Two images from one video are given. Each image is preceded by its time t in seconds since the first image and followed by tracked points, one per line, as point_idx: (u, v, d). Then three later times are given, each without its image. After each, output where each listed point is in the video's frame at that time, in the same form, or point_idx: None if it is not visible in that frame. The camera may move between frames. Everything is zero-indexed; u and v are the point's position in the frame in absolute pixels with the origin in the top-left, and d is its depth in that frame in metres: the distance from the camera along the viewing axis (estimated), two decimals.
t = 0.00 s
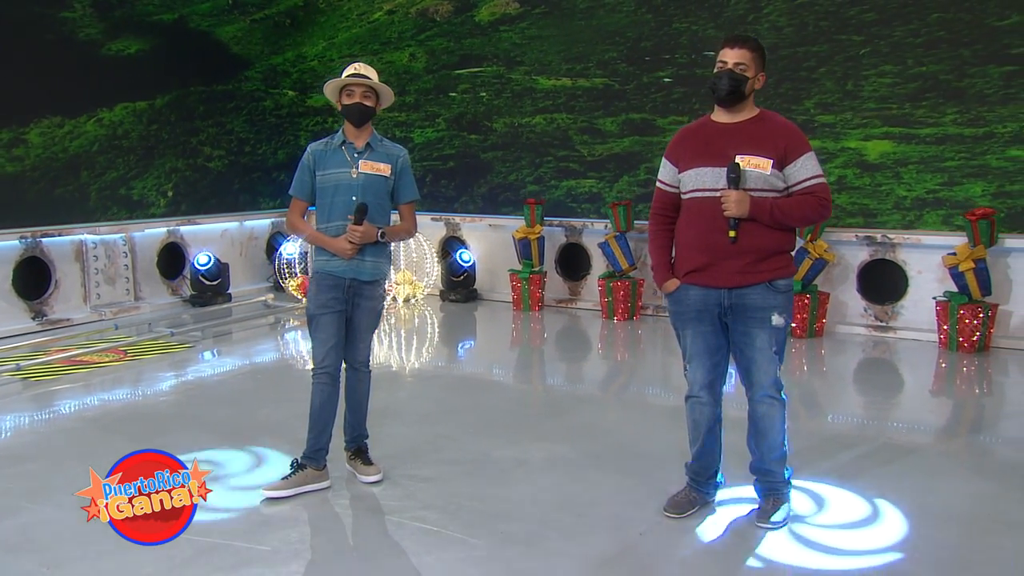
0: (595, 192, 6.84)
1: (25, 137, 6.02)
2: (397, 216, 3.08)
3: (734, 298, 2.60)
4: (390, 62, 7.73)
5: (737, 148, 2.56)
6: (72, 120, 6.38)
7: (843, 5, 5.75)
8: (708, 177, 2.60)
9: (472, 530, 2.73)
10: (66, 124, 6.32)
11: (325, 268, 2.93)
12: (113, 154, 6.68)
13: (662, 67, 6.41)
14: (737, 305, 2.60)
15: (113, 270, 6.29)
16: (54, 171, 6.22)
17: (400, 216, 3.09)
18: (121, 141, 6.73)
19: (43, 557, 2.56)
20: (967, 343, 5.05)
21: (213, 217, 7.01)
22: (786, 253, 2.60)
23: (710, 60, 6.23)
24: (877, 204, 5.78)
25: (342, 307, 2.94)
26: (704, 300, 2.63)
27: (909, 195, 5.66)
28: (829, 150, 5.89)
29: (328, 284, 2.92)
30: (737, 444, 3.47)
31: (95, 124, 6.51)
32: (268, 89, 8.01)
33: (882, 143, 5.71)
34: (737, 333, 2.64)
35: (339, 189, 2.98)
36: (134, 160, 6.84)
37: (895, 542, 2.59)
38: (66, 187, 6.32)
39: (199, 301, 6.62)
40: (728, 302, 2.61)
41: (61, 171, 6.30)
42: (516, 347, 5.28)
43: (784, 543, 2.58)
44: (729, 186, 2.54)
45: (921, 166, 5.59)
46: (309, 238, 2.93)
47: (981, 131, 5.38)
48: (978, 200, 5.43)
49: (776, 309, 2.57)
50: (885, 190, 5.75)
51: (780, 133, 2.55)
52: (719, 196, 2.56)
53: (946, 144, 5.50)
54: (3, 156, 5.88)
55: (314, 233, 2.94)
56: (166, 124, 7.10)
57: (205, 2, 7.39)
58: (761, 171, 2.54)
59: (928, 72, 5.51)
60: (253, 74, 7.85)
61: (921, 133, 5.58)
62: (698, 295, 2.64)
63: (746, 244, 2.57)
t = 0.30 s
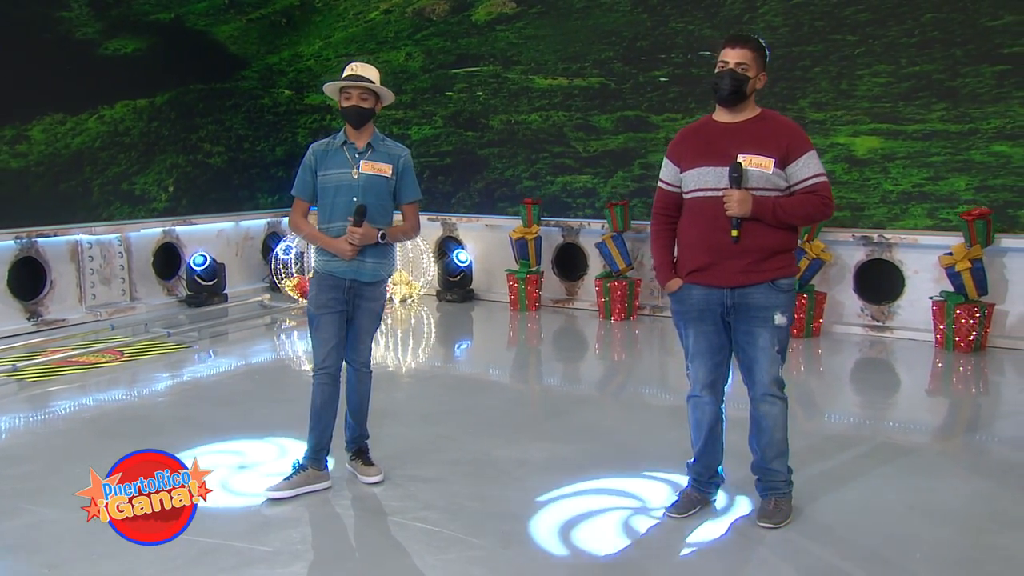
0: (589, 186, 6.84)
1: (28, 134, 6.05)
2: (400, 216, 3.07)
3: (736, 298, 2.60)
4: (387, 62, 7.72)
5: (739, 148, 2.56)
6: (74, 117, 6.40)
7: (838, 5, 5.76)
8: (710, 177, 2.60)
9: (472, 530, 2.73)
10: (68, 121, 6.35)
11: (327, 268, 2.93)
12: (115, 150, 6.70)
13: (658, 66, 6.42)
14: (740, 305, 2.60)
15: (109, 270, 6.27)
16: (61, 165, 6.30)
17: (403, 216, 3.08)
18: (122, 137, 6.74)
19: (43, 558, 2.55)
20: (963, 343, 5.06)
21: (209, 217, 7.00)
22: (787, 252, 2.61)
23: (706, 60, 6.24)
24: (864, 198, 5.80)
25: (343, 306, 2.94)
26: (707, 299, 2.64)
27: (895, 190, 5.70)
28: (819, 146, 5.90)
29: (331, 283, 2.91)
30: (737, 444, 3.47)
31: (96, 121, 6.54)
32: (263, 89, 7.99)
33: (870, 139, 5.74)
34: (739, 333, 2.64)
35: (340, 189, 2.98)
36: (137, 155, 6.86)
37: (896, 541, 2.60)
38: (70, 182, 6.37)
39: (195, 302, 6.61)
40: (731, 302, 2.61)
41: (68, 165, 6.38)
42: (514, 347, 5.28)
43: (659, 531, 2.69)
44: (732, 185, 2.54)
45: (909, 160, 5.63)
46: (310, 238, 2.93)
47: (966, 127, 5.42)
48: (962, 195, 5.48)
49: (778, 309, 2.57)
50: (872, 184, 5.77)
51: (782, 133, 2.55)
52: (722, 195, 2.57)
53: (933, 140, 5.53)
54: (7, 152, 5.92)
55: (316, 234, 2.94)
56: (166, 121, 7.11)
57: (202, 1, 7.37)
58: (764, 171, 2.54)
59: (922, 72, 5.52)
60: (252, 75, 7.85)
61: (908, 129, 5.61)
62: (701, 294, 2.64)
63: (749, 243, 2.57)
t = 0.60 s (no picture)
0: (584, 181, 6.86)
1: (31, 131, 6.05)
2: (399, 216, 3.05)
3: (741, 298, 2.61)
4: (384, 61, 7.71)
5: (743, 148, 2.57)
6: (75, 114, 6.41)
7: (832, 5, 5.77)
8: (713, 178, 2.61)
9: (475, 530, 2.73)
10: (70, 118, 6.35)
11: (325, 269, 2.92)
12: (116, 146, 6.70)
13: (653, 66, 6.43)
14: (745, 305, 2.61)
15: (104, 270, 6.25)
16: (63, 161, 6.29)
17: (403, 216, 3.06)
18: (123, 134, 6.74)
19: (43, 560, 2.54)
20: (960, 342, 5.08)
21: (205, 217, 6.99)
22: (792, 253, 2.61)
23: (701, 60, 6.24)
24: (850, 192, 5.85)
25: (340, 307, 2.94)
26: (712, 300, 2.64)
27: (881, 184, 5.74)
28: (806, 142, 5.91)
29: (329, 284, 2.91)
30: (738, 444, 3.48)
31: (98, 118, 6.55)
32: (259, 88, 7.98)
33: (858, 133, 5.76)
34: (745, 332, 2.65)
35: (337, 190, 2.97)
36: (138, 151, 6.87)
37: (898, 539, 2.61)
38: (75, 177, 6.39)
39: (191, 302, 6.60)
40: (736, 302, 2.62)
41: (69, 162, 6.37)
42: (510, 347, 5.28)
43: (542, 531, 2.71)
44: (735, 186, 2.55)
45: (897, 156, 5.66)
46: (308, 239, 2.94)
47: (953, 124, 5.46)
48: (947, 190, 5.54)
49: (784, 309, 2.58)
50: (858, 178, 5.81)
51: (785, 132, 2.55)
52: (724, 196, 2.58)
53: (917, 137, 5.58)
54: (10, 149, 5.92)
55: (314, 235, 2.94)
56: (166, 119, 7.11)
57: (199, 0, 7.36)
58: (766, 170, 2.55)
59: (915, 72, 5.54)
60: (249, 75, 7.84)
61: (894, 125, 5.65)
62: (706, 294, 2.65)
63: (753, 243, 2.58)
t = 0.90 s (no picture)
0: (578, 177, 6.89)
1: (32, 128, 6.07)
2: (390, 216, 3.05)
3: (744, 298, 2.62)
4: (379, 61, 7.69)
5: (745, 149, 2.58)
6: (75, 111, 6.43)
7: (826, 5, 5.78)
8: (716, 179, 2.61)
9: (476, 530, 2.73)
10: (71, 115, 6.39)
11: (317, 270, 2.94)
12: (118, 143, 6.76)
13: (649, 65, 6.43)
14: (748, 305, 2.62)
15: (99, 271, 6.22)
16: (64, 157, 6.34)
17: (394, 216, 3.06)
18: (124, 131, 6.79)
19: (42, 562, 2.53)
20: (955, 341, 5.10)
21: (200, 217, 6.96)
22: (793, 252, 2.62)
23: (695, 59, 6.25)
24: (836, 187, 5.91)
25: (330, 307, 2.95)
26: (715, 299, 2.65)
27: (869, 178, 5.80)
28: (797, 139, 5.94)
29: (320, 286, 2.93)
30: (736, 443, 3.48)
31: (97, 115, 6.57)
32: (252, 87, 7.97)
33: (843, 133, 5.84)
34: (747, 332, 2.66)
35: (326, 190, 2.98)
36: (138, 148, 6.91)
37: (897, 538, 2.62)
38: (77, 171, 6.46)
39: (186, 302, 6.59)
40: (739, 302, 2.63)
41: (72, 156, 6.44)
42: (506, 347, 5.28)
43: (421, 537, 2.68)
44: (737, 187, 2.55)
45: (882, 152, 5.73)
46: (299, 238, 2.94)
47: (936, 121, 5.52)
48: (930, 186, 5.60)
49: (786, 309, 2.59)
50: (845, 174, 5.88)
51: (787, 132, 2.56)
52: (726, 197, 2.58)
53: (903, 133, 5.64)
54: (13, 145, 5.93)
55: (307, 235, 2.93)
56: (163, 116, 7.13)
57: None
58: (768, 171, 2.56)
59: (907, 72, 5.57)
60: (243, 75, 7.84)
61: (881, 122, 5.69)
62: (709, 293, 2.66)
63: (755, 243, 2.58)
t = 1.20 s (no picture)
0: (569, 173, 6.91)
1: (30, 125, 6.15)
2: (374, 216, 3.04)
3: (741, 297, 2.63)
4: (372, 60, 7.68)
5: (744, 149, 2.58)
6: (73, 109, 6.50)
7: (816, 5, 5.80)
8: (715, 180, 2.62)
9: (474, 531, 2.72)
10: (67, 112, 6.44)
11: (299, 273, 2.91)
12: (114, 139, 6.83)
13: (641, 65, 6.44)
14: (745, 304, 2.63)
15: (90, 272, 6.20)
16: (62, 154, 6.41)
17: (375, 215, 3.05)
18: (121, 128, 6.85)
19: (38, 564, 2.52)
20: (946, 342, 5.13)
21: (191, 217, 6.94)
22: (790, 252, 2.63)
23: (687, 59, 6.26)
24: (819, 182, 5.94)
25: (316, 310, 2.92)
26: (713, 298, 2.66)
27: (852, 173, 5.84)
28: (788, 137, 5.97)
29: (303, 289, 2.90)
30: (732, 444, 3.49)
31: (94, 113, 6.64)
32: (244, 87, 7.96)
33: (830, 130, 5.86)
34: (743, 331, 2.67)
35: (305, 192, 2.95)
36: (133, 144, 6.97)
37: (894, 538, 2.63)
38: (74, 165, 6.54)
39: (177, 303, 6.56)
40: (736, 301, 2.64)
41: (68, 152, 6.50)
42: (499, 347, 5.29)
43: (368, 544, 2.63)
44: (737, 187, 2.56)
45: (865, 148, 5.76)
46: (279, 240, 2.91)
47: (918, 118, 5.57)
48: (911, 180, 5.65)
49: (783, 308, 2.60)
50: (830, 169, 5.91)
51: (785, 133, 2.57)
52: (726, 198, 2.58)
53: (886, 128, 5.68)
54: (11, 142, 6.02)
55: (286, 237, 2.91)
56: (160, 113, 7.18)
57: None
58: (767, 172, 2.57)
59: (896, 72, 5.60)
60: (236, 75, 7.85)
61: (865, 120, 5.74)
62: (707, 292, 2.67)
63: (754, 244, 2.59)
